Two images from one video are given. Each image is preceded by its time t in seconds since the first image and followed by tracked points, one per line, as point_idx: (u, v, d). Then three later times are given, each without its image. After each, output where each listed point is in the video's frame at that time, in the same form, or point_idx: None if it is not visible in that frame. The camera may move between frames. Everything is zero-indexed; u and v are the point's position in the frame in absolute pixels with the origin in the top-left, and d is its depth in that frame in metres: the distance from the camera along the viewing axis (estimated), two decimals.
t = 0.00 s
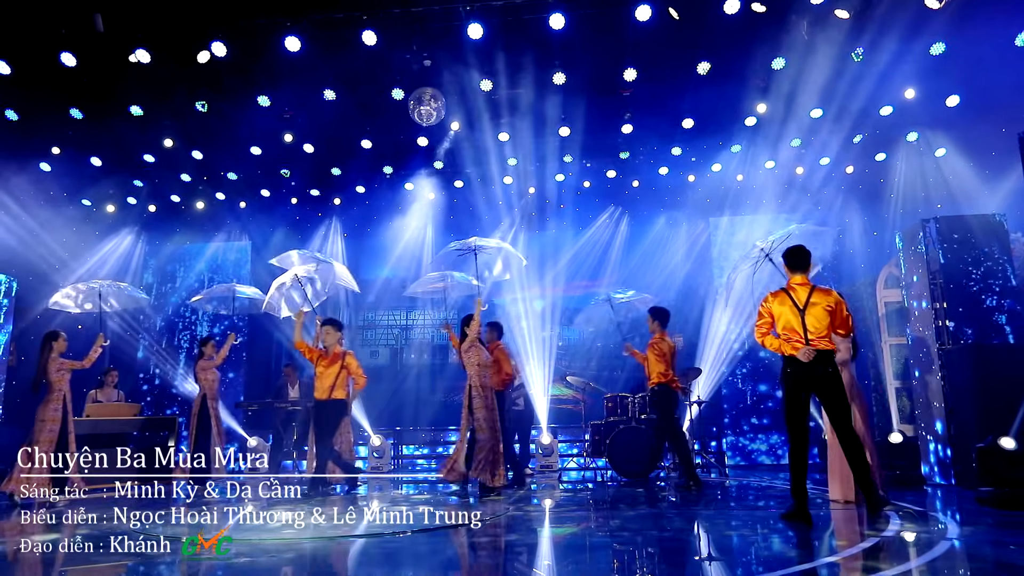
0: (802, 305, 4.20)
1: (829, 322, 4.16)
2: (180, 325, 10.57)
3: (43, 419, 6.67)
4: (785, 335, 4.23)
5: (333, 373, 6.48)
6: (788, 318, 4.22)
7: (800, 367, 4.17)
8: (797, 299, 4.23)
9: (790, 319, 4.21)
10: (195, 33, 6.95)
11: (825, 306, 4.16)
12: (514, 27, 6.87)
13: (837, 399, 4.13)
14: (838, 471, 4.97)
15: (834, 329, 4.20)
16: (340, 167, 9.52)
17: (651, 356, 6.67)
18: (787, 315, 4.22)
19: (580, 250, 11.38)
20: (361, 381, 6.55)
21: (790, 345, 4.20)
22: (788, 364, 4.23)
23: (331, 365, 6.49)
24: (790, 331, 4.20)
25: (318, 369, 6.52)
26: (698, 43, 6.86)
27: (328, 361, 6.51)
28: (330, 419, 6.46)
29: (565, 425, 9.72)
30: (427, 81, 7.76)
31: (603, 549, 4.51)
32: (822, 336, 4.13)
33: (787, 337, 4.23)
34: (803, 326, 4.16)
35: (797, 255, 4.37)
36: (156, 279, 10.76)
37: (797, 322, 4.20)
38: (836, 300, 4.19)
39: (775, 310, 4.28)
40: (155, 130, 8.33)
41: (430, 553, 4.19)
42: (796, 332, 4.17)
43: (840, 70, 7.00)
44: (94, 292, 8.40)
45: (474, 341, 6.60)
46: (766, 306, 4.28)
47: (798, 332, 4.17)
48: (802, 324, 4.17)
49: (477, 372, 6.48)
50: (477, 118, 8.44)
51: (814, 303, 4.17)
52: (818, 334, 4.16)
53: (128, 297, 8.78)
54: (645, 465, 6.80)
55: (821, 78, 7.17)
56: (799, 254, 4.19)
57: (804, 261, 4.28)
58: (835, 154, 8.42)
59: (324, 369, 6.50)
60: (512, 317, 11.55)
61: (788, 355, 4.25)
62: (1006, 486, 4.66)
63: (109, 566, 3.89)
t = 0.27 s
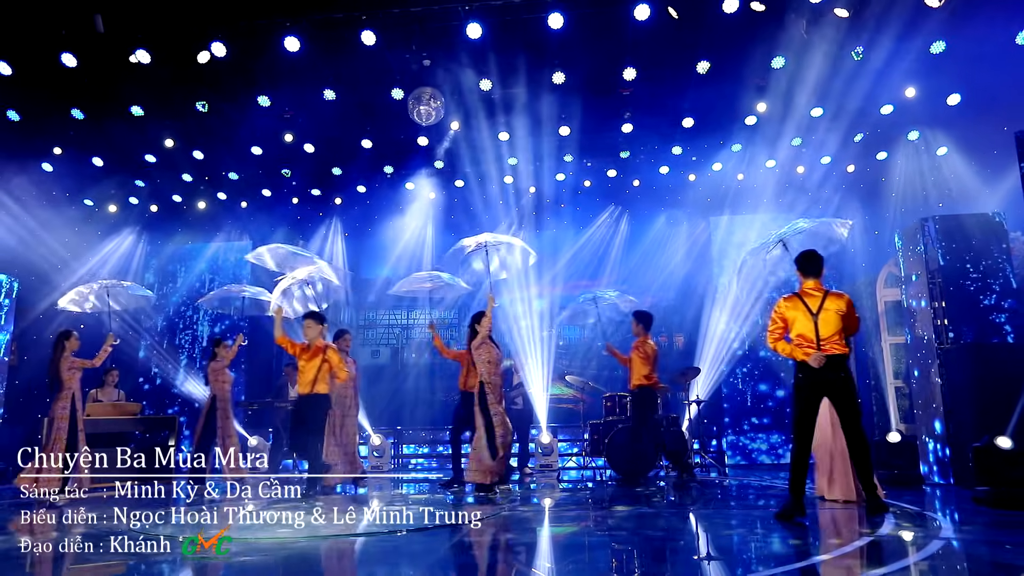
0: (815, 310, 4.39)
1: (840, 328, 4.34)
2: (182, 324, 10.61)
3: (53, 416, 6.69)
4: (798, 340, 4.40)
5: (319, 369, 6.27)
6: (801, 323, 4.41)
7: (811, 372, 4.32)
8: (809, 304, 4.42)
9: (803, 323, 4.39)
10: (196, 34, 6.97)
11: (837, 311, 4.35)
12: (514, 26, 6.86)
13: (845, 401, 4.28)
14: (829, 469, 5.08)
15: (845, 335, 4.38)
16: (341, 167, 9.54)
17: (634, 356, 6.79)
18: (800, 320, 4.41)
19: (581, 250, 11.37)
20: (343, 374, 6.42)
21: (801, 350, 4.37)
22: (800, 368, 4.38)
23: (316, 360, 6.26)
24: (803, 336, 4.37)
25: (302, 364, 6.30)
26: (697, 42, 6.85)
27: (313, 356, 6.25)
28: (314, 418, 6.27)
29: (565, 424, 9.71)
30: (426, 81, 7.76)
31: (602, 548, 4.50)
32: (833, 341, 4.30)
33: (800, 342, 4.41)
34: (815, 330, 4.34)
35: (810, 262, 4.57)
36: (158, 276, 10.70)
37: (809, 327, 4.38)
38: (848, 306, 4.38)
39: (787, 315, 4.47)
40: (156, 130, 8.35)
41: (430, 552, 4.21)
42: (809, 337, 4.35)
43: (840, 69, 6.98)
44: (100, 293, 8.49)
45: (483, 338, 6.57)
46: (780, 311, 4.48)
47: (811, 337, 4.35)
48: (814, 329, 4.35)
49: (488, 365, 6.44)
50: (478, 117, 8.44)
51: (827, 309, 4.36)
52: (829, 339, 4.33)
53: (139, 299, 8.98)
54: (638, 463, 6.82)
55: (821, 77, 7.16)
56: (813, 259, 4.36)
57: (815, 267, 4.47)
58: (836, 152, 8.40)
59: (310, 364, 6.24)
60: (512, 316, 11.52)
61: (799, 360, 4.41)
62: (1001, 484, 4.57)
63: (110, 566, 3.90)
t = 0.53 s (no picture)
0: (828, 308, 4.51)
1: (853, 325, 4.47)
2: (184, 324, 10.65)
3: (62, 415, 6.73)
4: (812, 338, 4.54)
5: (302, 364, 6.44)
6: (816, 321, 4.54)
7: (826, 370, 4.46)
8: (824, 302, 4.55)
9: (818, 321, 4.52)
10: (196, 34, 6.99)
11: (851, 309, 4.47)
12: (513, 25, 6.86)
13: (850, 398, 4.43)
14: (831, 468, 5.02)
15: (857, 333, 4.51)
16: (342, 166, 9.55)
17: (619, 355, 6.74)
18: (815, 318, 4.54)
19: (581, 249, 11.37)
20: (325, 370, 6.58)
21: (815, 348, 4.52)
22: (813, 365, 4.52)
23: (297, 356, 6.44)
24: (818, 334, 4.51)
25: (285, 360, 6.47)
26: (697, 41, 6.84)
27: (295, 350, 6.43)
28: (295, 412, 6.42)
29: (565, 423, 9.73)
30: (426, 80, 7.76)
31: (600, 547, 4.49)
32: (847, 338, 4.44)
33: (814, 340, 4.55)
34: (829, 328, 4.47)
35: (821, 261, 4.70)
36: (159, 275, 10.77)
37: (823, 324, 4.51)
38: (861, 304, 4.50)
39: (803, 313, 4.60)
40: (158, 130, 8.37)
41: (429, 551, 4.21)
42: (823, 335, 4.49)
43: (839, 67, 6.98)
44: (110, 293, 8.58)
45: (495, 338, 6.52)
46: (795, 309, 4.61)
47: (824, 334, 4.49)
48: (828, 326, 4.48)
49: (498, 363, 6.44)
50: (479, 117, 8.45)
51: (840, 307, 4.49)
52: (842, 336, 4.46)
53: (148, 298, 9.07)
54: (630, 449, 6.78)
55: (821, 75, 7.14)
56: (824, 261, 4.50)
57: (828, 266, 4.59)
58: (837, 151, 8.38)
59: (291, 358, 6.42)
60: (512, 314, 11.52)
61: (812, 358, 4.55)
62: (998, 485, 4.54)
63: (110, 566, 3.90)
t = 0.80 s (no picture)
0: (838, 306, 4.47)
1: (862, 323, 4.44)
2: (186, 324, 10.68)
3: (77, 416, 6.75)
4: (819, 335, 4.52)
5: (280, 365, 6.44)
6: (824, 318, 4.51)
7: (831, 367, 4.46)
8: (833, 300, 4.51)
9: (826, 319, 4.49)
10: (196, 34, 7.01)
11: (860, 308, 4.43)
12: (513, 25, 6.86)
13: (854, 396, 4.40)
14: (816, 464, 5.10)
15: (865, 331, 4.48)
16: (343, 165, 9.57)
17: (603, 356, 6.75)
18: (823, 315, 4.51)
19: (582, 247, 11.36)
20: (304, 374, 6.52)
21: (821, 345, 4.51)
22: (819, 362, 4.52)
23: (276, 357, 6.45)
24: (825, 331, 4.49)
25: (265, 363, 6.51)
26: (697, 39, 6.82)
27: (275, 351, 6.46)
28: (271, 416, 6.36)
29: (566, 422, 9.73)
30: (426, 79, 7.76)
31: (600, 546, 4.49)
32: (853, 336, 4.41)
33: (820, 337, 4.53)
34: (836, 326, 4.44)
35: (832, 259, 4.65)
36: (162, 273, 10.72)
37: (831, 321, 4.48)
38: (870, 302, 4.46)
39: (811, 310, 4.57)
40: (160, 130, 8.40)
41: (428, 550, 4.22)
42: (830, 332, 4.47)
43: (841, 65, 6.95)
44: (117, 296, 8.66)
45: (507, 338, 6.44)
46: (803, 305, 4.58)
47: (831, 331, 4.47)
48: (835, 323, 4.45)
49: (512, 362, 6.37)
50: (479, 116, 8.45)
51: (850, 304, 4.45)
52: (849, 335, 4.44)
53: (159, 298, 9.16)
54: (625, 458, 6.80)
55: (823, 73, 7.11)
56: (836, 259, 4.44)
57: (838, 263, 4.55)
58: (839, 149, 8.35)
59: (269, 361, 6.44)
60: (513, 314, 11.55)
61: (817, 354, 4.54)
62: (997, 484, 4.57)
63: (110, 566, 3.91)
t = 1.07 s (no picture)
0: (847, 310, 4.50)
1: (870, 328, 4.48)
2: (189, 322, 10.71)
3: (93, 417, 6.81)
4: (827, 338, 4.55)
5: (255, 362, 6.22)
6: (833, 322, 4.54)
7: (838, 370, 4.49)
8: (843, 304, 4.53)
9: (836, 322, 4.51)
10: (197, 35, 7.03)
11: (869, 312, 4.47)
12: (514, 24, 6.85)
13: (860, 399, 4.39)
14: (803, 463, 5.08)
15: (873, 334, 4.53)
16: (345, 165, 9.58)
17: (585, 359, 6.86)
18: (832, 319, 4.53)
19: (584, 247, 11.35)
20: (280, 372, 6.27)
21: (829, 348, 4.53)
22: (827, 366, 4.54)
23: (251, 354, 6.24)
24: (833, 335, 4.51)
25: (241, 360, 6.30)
26: (698, 38, 6.80)
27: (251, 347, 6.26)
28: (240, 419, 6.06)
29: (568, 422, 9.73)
30: (428, 79, 7.76)
31: (600, 546, 4.48)
32: (861, 340, 4.44)
33: (828, 340, 4.56)
34: (845, 329, 4.47)
35: (840, 263, 4.68)
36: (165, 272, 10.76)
37: (840, 325, 4.51)
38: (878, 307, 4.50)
39: (820, 313, 4.59)
40: (163, 130, 8.43)
41: (427, 549, 4.21)
42: (839, 335, 4.50)
43: (842, 63, 6.93)
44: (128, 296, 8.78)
45: (520, 337, 6.39)
46: (813, 309, 4.60)
47: (839, 335, 4.49)
48: (844, 327, 4.48)
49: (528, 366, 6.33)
50: (481, 115, 8.45)
51: (859, 309, 4.48)
52: (857, 338, 4.47)
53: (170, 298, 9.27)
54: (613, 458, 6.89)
55: (824, 71, 7.08)
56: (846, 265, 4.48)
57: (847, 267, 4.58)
58: (842, 147, 8.32)
59: (243, 358, 6.22)
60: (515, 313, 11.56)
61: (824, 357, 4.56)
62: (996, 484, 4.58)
63: (110, 565, 3.92)
